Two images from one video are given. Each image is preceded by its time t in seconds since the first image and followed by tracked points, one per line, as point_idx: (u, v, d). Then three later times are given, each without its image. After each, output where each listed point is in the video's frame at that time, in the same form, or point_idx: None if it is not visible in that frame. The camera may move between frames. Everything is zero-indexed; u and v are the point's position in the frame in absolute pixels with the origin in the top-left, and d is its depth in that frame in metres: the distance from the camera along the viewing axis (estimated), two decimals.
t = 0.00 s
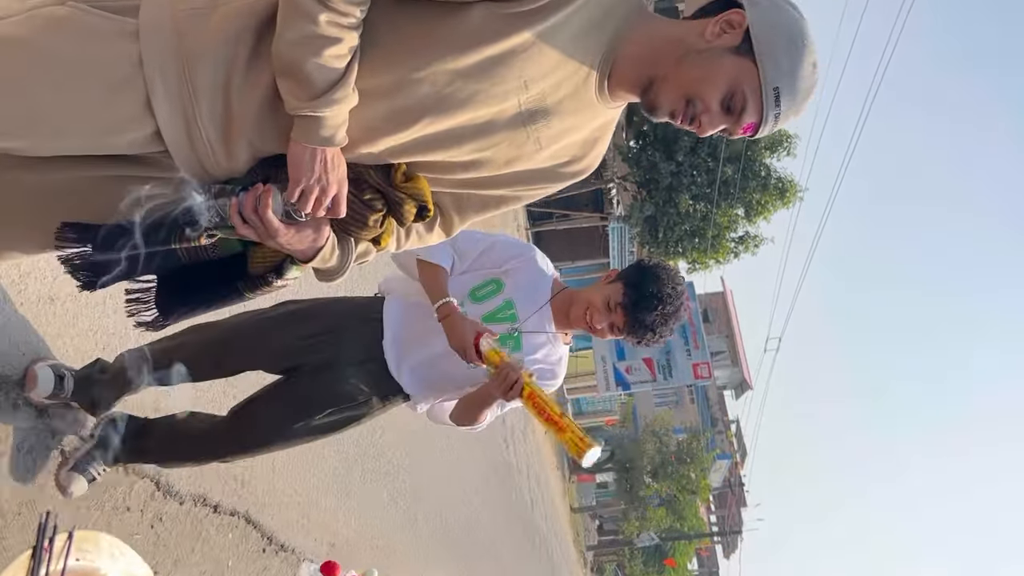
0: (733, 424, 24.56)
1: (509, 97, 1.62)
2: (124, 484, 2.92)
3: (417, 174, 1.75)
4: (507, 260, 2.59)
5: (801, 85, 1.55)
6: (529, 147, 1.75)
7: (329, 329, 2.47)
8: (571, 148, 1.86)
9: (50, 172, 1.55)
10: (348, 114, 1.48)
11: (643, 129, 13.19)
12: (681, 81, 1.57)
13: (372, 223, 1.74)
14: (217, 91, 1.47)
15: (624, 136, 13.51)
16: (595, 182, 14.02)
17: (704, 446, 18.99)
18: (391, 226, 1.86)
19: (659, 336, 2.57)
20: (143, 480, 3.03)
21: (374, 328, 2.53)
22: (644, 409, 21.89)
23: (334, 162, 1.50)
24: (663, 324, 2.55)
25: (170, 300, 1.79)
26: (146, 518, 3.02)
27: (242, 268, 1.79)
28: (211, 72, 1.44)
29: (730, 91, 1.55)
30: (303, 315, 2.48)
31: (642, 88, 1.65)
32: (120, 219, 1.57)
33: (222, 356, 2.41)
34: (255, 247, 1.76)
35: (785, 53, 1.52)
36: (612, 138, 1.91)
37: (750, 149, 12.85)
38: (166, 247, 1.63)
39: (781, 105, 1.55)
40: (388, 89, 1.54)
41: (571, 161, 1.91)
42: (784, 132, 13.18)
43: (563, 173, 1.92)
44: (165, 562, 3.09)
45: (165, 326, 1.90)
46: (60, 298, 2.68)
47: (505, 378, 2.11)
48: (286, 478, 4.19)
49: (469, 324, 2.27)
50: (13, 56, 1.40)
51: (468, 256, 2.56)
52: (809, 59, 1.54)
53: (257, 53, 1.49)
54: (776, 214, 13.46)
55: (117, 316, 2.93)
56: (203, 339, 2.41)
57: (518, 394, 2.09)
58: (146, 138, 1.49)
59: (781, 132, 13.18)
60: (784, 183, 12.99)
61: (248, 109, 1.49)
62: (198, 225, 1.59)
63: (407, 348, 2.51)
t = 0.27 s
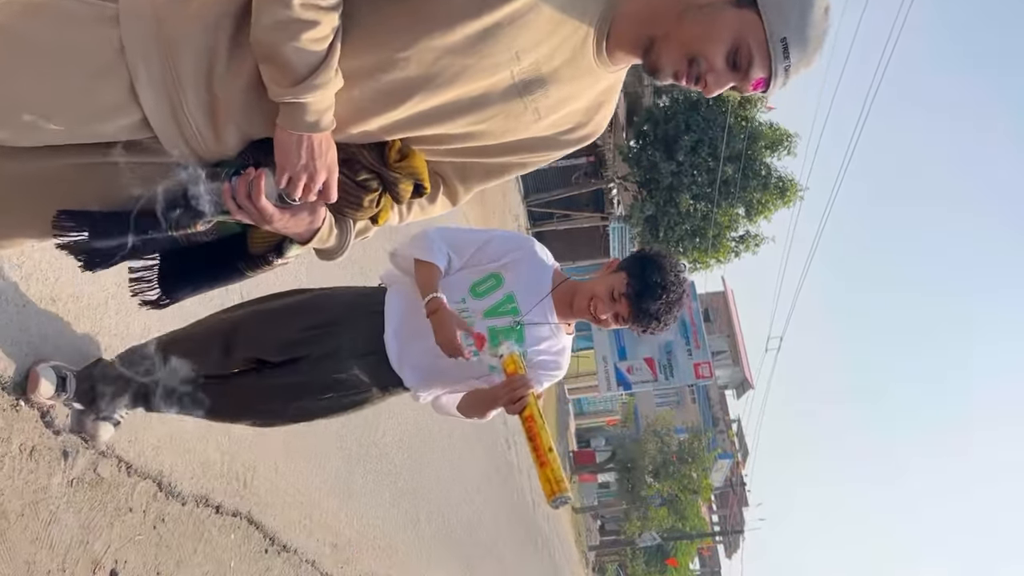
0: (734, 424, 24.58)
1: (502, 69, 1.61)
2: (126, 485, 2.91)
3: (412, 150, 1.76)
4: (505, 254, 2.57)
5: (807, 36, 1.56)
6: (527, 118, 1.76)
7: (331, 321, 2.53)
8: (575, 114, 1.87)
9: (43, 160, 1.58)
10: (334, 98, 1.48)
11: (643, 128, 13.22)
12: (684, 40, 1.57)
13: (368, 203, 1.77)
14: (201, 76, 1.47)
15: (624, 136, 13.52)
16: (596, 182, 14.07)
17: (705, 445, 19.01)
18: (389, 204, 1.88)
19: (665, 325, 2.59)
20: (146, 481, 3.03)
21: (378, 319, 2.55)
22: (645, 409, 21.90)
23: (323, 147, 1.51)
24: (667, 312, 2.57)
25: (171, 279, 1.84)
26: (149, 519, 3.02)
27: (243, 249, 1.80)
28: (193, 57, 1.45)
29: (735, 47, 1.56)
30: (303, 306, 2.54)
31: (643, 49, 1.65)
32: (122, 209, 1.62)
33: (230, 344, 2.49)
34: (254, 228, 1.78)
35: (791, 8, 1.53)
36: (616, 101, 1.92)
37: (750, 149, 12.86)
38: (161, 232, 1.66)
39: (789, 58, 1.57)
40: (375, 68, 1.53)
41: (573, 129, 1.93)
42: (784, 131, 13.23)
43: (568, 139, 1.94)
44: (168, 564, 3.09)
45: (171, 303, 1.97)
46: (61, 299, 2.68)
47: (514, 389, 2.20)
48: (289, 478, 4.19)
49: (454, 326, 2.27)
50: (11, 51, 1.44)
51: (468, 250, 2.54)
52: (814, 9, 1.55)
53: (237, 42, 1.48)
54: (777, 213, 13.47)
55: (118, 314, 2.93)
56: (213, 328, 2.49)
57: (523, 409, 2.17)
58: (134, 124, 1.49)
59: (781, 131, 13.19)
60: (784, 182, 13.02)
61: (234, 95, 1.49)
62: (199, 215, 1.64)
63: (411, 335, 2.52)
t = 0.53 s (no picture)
0: (737, 421, 24.60)
1: (489, 39, 1.61)
2: (128, 484, 2.91)
3: (406, 123, 1.81)
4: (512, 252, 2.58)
5: None
6: (523, 86, 1.77)
7: (337, 316, 2.51)
8: (573, 80, 1.89)
9: (33, 147, 1.59)
10: (313, 75, 1.49)
11: (643, 127, 13.22)
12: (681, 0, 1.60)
13: (364, 177, 1.77)
14: (185, 59, 1.46)
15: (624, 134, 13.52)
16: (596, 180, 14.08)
17: (707, 443, 19.04)
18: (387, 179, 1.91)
19: (665, 320, 2.59)
20: (148, 480, 3.03)
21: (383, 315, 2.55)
22: (648, 407, 21.91)
23: (308, 126, 1.52)
24: (667, 308, 2.57)
25: (175, 260, 1.91)
26: (152, 519, 3.03)
27: (245, 228, 1.88)
28: (175, 40, 1.43)
29: (732, 5, 1.59)
30: (309, 301, 2.51)
31: (638, 13, 1.68)
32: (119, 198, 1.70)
33: (235, 339, 2.48)
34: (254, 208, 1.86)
35: None
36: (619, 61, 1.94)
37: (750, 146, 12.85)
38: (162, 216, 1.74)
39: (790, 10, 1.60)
40: (358, 44, 1.52)
41: (577, 92, 1.94)
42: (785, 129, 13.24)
43: (568, 104, 1.95)
44: (171, 563, 3.10)
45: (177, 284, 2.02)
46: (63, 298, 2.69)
47: (515, 385, 2.14)
48: (291, 477, 4.20)
49: (470, 332, 2.29)
50: None
51: (479, 247, 2.56)
52: None
53: (216, 26, 1.47)
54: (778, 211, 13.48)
55: (117, 314, 2.94)
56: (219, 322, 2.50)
57: (526, 406, 2.12)
58: (123, 108, 1.49)
59: (781, 128, 13.20)
60: (785, 180, 13.06)
61: (218, 76, 1.49)
62: (195, 199, 1.73)
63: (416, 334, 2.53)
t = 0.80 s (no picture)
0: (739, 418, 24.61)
1: (486, 25, 1.64)
2: (131, 484, 2.95)
3: (411, 111, 1.81)
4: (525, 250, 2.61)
5: None
6: (524, 68, 1.79)
7: (346, 309, 2.55)
8: (575, 61, 1.90)
9: (42, 150, 1.64)
10: (311, 70, 1.51)
11: (643, 124, 13.26)
12: None
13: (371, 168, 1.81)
14: (185, 61, 1.48)
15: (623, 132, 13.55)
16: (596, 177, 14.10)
17: (710, 440, 19.08)
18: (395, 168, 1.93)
19: (672, 314, 2.60)
20: (151, 479, 3.06)
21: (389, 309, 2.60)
22: (650, 405, 21.93)
23: (309, 120, 1.56)
24: (673, 301, 2.59)
25: (193, 262, 1.94)
26: (155, 518, 3.06)
27: (260, 227, 1.90)
28: (175, 42, 1.45)
29: None
30: (318, 294, 2.55)
31: None
32: (133, 203, 1.72)
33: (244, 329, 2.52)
34: (267, 206, 1.87)
35: None
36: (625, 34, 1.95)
37: (750, 143, 12.88)
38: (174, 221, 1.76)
39: None
40: (355, 34, 1.55)
41: (583, 71, 1.96)
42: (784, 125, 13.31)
43: (575, 83, 1.97)
44: (175, 562, 3.13)
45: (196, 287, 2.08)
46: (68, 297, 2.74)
47: (538, 366, 2.23)
48: (294, 475, 4.22)
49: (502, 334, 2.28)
50: None
51: (505, 233, 2.56)
52: None
53: (213, 25, 1.49)
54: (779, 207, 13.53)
55: (119, 314, 2.98)
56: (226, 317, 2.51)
57: (552, 383, 2.22)
58: (126, 110, 1.52)
59: (781, 124, 13.24)
60: (786, 176, 13.18)
61: (218, 74, 1.52)
62: (207, 200, 1.73)
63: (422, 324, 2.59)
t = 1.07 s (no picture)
0: (740, 413, 24.64)
1: (492, 23, 1.64)
2: (135, 482, 2.96)
3: (414, 114, 1.83)
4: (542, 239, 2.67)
5: None
6: (526, 67, 1.78)
7: (360, 290, 2.57)
8: (579, 59, 1.90)
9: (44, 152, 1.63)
10: (318, 71, 1.52)
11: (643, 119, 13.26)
12: None
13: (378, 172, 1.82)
14: (192, 66, 1.50)
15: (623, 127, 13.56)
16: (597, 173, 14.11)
17: (712, 435, 19.11)
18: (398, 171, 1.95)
19: (679, 297, 2.62)
20: (155, 478, 3.08)
21: (400, 291, 2.62)
22: (652, 400, 21.94)
23: (318, 122, 1.57)
24: (682, 283, 2.62)
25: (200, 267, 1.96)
26: (160, 517, 3.08)
27: (265, 233, 1.92)
28: (181, 45, 1.46)
29: None
30: (332, 276, 2.55)
31: None
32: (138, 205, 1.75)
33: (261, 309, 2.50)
34: (273, 212, 1.89)
35: None
36: (624, 35, 1.95)
37: (750, 137, 12.91)
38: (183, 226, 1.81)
39: None
40: (363, 34, 1.55)
41: (582, 72, 1.96)
42: (784, 120, 13.34)
43: (578, 82, 1.97)
44: (180, 560, 3.15)
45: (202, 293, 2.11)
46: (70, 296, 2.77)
47: (587, 335, 2.34)
48: (298, 473, 4.24)
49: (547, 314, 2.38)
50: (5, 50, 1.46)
51: (531, 220, 2.62)
52: None
53: (220, 28, 1.50)
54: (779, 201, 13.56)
55: (122, 315, 2.99)
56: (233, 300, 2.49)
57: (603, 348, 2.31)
58: (133, 114, 1.53)
59: (781, 118, 13.26)
60: (785, 170, 13.21)
61: (225, 78, 1.53)
62: (214, 206, 1.75)
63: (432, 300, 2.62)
